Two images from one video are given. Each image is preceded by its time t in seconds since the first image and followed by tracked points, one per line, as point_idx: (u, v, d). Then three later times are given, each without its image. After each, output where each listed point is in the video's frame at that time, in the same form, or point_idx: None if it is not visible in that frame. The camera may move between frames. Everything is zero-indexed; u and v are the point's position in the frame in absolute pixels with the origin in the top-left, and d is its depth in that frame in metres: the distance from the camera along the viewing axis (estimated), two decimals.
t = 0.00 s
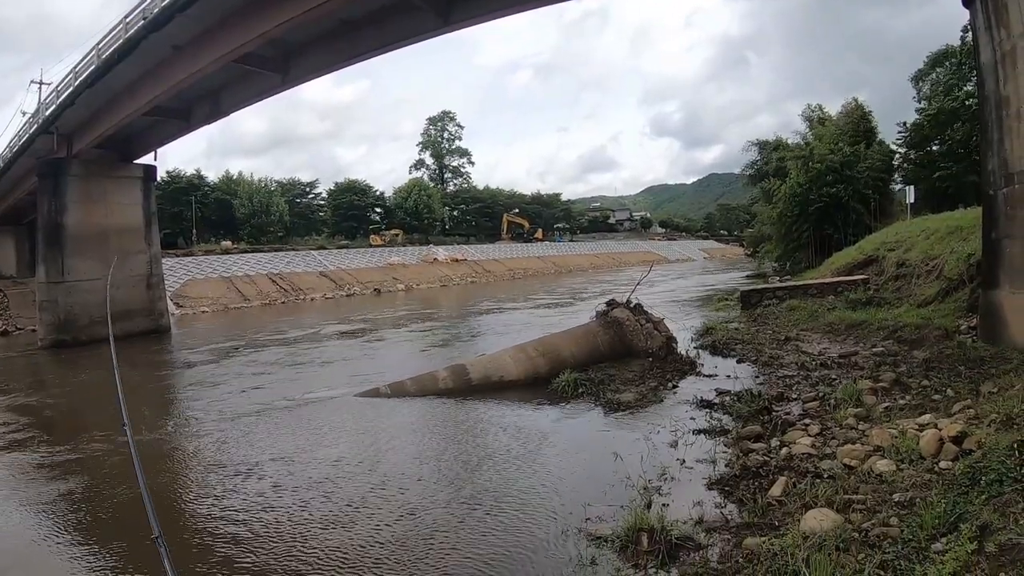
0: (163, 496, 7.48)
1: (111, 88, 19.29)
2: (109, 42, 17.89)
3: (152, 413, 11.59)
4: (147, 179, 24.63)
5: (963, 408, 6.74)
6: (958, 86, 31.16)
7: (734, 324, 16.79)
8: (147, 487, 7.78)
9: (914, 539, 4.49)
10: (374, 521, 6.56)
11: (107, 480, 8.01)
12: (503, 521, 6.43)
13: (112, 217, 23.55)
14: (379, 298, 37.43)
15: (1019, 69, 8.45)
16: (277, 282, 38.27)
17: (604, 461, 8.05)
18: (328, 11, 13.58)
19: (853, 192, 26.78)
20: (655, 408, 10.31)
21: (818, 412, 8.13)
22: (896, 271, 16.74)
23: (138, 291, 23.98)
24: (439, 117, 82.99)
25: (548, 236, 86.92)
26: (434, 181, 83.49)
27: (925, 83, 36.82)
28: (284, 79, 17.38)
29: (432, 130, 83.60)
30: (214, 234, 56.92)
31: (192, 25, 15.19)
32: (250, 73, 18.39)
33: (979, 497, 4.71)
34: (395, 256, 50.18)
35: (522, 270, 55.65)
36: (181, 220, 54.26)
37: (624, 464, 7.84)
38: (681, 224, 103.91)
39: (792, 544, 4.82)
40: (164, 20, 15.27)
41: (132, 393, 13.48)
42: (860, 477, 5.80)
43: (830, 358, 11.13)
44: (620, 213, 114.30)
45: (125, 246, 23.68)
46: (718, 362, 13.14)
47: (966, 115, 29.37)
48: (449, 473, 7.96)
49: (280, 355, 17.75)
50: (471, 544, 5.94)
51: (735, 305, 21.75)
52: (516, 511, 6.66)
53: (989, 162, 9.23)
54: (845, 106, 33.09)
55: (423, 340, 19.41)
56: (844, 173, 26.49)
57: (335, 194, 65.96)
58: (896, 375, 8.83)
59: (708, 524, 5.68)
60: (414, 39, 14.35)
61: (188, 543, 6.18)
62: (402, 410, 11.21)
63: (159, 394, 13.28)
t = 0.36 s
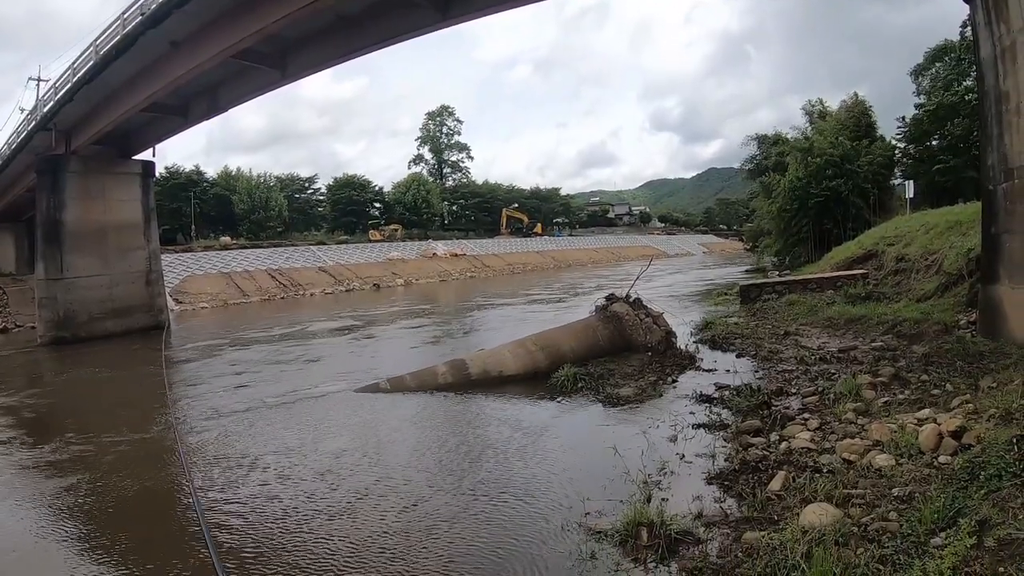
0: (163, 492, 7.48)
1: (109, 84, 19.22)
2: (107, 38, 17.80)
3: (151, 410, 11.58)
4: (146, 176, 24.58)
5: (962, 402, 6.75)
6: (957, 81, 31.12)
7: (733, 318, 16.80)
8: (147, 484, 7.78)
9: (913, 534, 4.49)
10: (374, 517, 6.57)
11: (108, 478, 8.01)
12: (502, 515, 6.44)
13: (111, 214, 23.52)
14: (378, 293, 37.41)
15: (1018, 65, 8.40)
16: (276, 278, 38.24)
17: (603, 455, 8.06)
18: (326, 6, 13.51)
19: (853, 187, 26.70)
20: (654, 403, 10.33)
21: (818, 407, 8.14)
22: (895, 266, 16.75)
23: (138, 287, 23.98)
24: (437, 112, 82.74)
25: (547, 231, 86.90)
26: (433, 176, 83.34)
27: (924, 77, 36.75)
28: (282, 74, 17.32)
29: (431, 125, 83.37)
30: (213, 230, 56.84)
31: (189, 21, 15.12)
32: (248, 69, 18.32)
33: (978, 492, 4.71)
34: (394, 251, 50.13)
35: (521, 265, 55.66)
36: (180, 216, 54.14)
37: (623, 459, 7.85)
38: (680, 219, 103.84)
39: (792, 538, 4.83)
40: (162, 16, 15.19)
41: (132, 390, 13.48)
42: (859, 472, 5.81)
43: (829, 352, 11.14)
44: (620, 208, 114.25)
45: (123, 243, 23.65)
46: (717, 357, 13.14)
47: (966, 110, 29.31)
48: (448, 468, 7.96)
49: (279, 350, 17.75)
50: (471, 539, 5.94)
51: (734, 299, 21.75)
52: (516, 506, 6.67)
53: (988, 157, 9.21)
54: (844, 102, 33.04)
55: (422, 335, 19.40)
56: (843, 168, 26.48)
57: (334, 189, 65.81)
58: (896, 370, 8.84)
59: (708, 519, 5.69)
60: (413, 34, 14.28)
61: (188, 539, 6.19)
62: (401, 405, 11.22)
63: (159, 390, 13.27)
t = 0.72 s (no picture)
0: (162, 489, 7.49)
1: (107, 81, 19.15)
2: (105, 34, 17.73)
3: (151, 407, 11.57)
4: (145, 172, 24.55)
5: (960, 399, 6.76)
6: (957, 78, 31.11)
7: (733, 314, 16.82)
8: (145, 481, 7.78)
9: (912, 530, 4.51)
10: (374, 513, 6.57)
11: (109, 475, 8.03)
12: (500, 512, 6.46)
13: (110, 211, 23.48)
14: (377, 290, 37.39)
15: (1018, 63, 8.34)
16: (275, 275, 38.22)
17: (602, 451, 8.08)
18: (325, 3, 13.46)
19: (853, 183, 26.68)
20: (653, 399, 10.34)
21: (817, 403, 8.16)
22: (894, 262, 16.76)
23: (136, 285, 23.98)
24: (436, 108, 82.65)
25: (546, 227, 86.84)
26: (432, 172, 83.29)
27: (924, 74, 36.72)
28: (281, 71, 17.27)
29: (430, 121, 83.28)
30: (212, 226, 56.81)
31: (189, 17, 15.06)
32: (246, 65, 18.26)
33: (976, 489, 4.72)
34: (394, 247, 50.11)
35: (520, 261, 55.66)
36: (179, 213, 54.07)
37: (621, 455, 7.86)
38: (679, 215, 103.81)
39: (790, 535, 4.85)
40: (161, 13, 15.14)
41: (132, 387, 13.49)
42: (857, 468, 5.82)
43: (828, 349, 11.16)
44: (619, 204, 114.19)
45: (123, 240, 23.64)
46: (716, 353, 13.17)
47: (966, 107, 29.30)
48: (447, 464, 7.96)
49: (278, 347, 17.75)
50: (470, 535, 5.96)
51: (733, 295, 21.77)
52: (515, 502, 6.68)
53: (988, 154, 9.23)
54: (844, 98, 33.01)
55: (421, 331, 19.40)
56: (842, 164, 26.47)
57: (333, 185, 65.71)
58: (894, 366, 8.86)
59: (706, 515, 5.70)
60: (412, 30, 14.25)
61: (188, 536, 6.20)
62: (401, 402, 11.22)
63: (159, 387, 13.29)
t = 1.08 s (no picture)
0: (163, 487, 7.51)
1: (108, 80, 19.15)
2: (106, 33, 17.72)
3: (152, 406, 11.58)
4: (146, 171, 24.57)
5: (962, 396, 6.75)
6: (959, 74, 31.07)
7: (734, 312, 16.80)
8: (147, 479, 7.79)
9: (914, 527, 4.51)
10: (376, 511, 6.57)
11: (112, 473, 8.05)
12: (502, 509, 6.46)
13: (111, 210, 23.51)
14: (378, 288, 37.39)
15: (1019, 59, 8.29)
16: (277, 273, 38.24)
17: (603, 449, 8.08)
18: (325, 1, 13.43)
19: (854, 178, 26.68)
20: (655, 396, 10.34)
21: (818, 400, 8.15)
22: (896, 260, 16.72)
23: (138, 283, 24.02)
24: (438, 105, 82.61)
25: (548, 224, 86.76)
26: (433, 169, 83.24)
27: (925, 71, 36.62)
28: (281, 69, 17.25)
29: (431, 119, 83.24)
30: (213, 225, 56.80)
31: (189, 16, 15.05)
32: (247, 64, 18.25)
33: (977, 486, 4.72)
34: (395, 245, 50.08)
35: (522, 258, 55.62)
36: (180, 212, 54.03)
37: (623, 452, 7.87)
38: (681, 212, 103.58)
39: (792, 531, 4.85)
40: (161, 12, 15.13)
41: (134, 386, 13.51)
42: (859, 465, 5.82)
43: (830, 346, 11.14)
44: (620, 202, 114.00)
45: (124, 239, 23.68)
46: (717, 350, 13.16)
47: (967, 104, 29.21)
48: (449, 461, 7.97)
49: (279, 346, 17.75)
50: (473, 532, 5.97)
51: (735, 293, 21.74)
52: (517, 499, 6.69)
53: (989, 151, 9.25)
54: (846, 95, 32.92)
55: (422, 329, 19.40)
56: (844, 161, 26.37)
57: (334, 183, 65.66)
58: (896, 363, 8.85)
59: (708, 513, 5.70)
60: (412, 28, 14.23)
61: (187, 533, 6.20)
62: (402, 399, 11.22)
63: (161, 386, 13.30)
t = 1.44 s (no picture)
0: (166, 485, 7.53)
1: (111, 78, 19.17)
2: (109, 32, 17.74)
3: (157, 403, 11.64)
4: (149, 169, 24.61)
5: (966, 393, 6.73)
6: (962, 71, 30.64)
7: (738, 308, 16.77)
8: (150, 477, 7.82)
9: (916, 525, 4.51)
10: (378, 507, 6.59)
11: (116, 471, 8.09)
12: (504, 505, 6.47)
13: (114, 208, 23.56)
14: (381, 285, 37.40)
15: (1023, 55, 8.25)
16: (280, 270, 38.29)
17: (606, 446, 8.08)
18: None
19: (858, 175, 26.57)
20: (659, 393, 10.35)
21: (821, 397, 8.14)
22: (899, 257, 16.65)
23: (142, 281, 24.08)
24: (440, 102, 82.55)
25: (551, 221, 86.66)
26: (436, 166, 83.19)
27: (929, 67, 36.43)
28: (284, 67, 17.23)
29: (434, 116, 83.18)
30: (217, 222, 56.85)
31: (191, 14, 15.05)
32: (250, 61, 18.24)
33: (981, 483, 4.70)
34: (398, 242, 50.09)
35: (525, 255, 55.58)
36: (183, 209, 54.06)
37: (625, 449, 7.88)
38: (684, 208, 103.29)
39: (794, 529, 4.85)
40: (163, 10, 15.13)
41: (138, 383, 13.55)
42: (862, 462, 5.81)
43: (833, 343, 11.12)
44: (623, 198, 113.81)
45: (127, 237, 23.73)
46: (720, 347, 13.14)
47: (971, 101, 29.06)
48: (451, 458, 7.99)
49: (282, 343, 17.77)
50: (476, 528, 6.00)
51: (738, 289, 21.70)
52: (521, 496, 6.70)
53: (993, 147, 9.20)
54: (850, 91, 32.75)
55: (424, 326, 19.41)
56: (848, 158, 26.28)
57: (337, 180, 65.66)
58: (899, 360, 8.83)
59: (711, 509, 5.70)
60: (413, 25, 14.20)
61: (190, 531, 6.22)
62: (406, 396, 11.26)
63: (164, 383, 13.34)
